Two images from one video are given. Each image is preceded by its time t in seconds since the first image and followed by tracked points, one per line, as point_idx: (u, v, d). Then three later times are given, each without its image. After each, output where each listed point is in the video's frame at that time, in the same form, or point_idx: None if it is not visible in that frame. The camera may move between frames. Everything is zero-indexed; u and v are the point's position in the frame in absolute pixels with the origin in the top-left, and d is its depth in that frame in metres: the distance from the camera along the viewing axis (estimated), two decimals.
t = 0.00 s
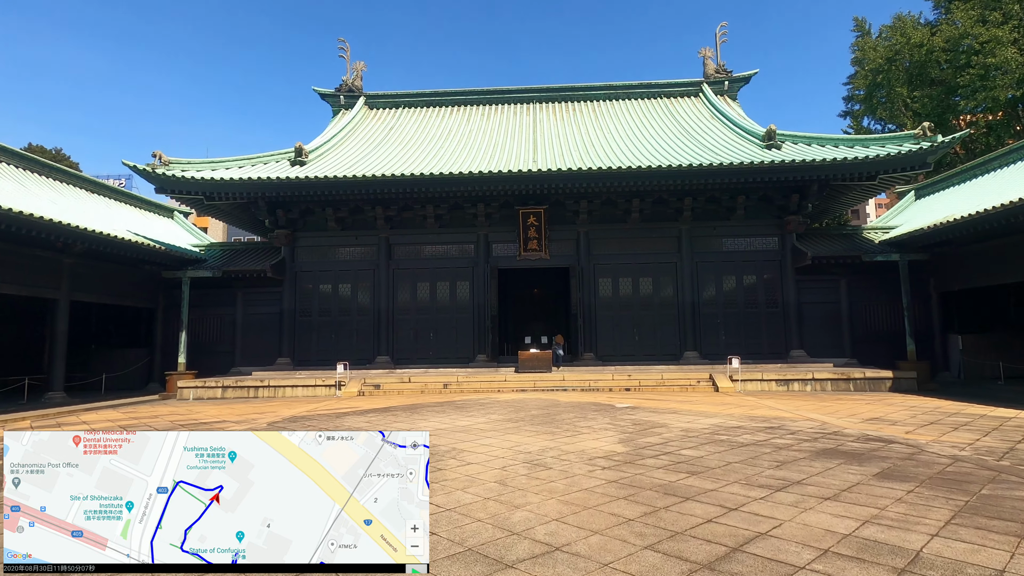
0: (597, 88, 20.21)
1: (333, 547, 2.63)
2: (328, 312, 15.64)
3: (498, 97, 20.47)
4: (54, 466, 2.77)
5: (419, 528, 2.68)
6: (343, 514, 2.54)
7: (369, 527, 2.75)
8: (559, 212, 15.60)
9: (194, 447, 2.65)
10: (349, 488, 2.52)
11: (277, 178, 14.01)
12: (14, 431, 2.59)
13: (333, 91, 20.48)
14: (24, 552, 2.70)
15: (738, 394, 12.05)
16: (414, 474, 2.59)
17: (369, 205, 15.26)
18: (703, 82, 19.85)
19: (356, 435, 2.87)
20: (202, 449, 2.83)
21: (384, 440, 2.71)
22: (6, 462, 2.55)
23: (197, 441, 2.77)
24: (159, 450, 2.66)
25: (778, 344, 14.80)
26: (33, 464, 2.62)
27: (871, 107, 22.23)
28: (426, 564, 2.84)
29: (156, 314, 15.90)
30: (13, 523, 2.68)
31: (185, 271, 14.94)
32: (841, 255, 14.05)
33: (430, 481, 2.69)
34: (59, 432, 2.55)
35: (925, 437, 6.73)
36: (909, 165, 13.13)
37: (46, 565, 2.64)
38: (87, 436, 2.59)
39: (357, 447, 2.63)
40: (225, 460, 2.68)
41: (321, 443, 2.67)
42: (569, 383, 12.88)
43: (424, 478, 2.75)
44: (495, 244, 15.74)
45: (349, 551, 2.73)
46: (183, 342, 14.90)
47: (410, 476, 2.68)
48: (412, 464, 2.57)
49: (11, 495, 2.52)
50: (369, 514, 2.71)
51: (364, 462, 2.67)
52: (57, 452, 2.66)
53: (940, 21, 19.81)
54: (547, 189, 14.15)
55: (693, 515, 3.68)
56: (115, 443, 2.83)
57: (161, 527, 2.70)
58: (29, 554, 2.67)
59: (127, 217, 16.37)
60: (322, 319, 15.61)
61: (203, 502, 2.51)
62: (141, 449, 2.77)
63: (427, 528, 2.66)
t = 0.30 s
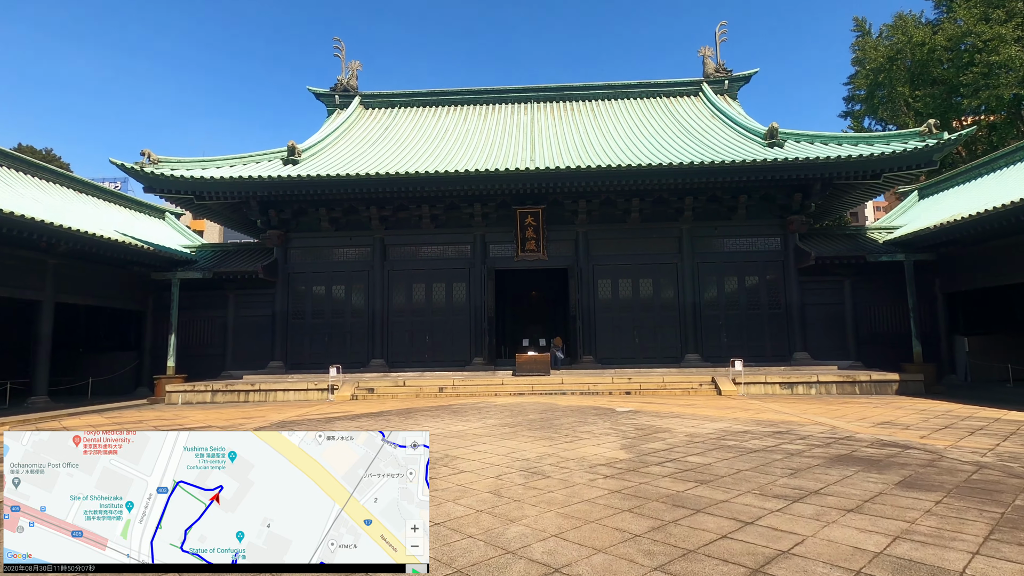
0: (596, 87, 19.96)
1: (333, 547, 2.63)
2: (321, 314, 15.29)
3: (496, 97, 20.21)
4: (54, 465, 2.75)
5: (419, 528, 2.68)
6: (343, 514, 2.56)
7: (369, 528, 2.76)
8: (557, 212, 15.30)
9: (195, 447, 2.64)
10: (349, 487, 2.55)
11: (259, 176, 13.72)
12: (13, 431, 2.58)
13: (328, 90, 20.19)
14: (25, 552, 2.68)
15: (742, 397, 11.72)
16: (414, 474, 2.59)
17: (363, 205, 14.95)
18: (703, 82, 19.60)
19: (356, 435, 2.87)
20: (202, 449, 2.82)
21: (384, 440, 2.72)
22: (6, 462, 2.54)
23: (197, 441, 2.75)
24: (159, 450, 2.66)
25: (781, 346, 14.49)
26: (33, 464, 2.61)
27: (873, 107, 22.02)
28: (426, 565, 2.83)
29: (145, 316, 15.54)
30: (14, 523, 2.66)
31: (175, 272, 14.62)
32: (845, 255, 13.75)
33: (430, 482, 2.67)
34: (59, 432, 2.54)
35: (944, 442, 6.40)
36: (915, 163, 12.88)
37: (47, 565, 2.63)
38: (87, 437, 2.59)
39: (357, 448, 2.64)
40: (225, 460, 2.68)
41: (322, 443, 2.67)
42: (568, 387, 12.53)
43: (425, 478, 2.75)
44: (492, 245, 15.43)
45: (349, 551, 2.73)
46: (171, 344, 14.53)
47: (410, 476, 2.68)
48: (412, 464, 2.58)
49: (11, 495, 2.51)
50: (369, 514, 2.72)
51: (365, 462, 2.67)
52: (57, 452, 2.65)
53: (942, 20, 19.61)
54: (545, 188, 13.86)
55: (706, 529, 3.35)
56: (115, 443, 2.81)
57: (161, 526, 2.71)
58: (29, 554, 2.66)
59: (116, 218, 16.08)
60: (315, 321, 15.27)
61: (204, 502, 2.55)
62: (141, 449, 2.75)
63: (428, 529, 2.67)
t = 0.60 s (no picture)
0: (595, 88, 19.70)
1: (333, 547, 2.61)
2: (315, 318, 14.97)
3: (493, 98, 19.95)
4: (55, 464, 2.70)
5: (419, 528, 2.65)
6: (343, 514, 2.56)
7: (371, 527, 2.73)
8: (556, 214, 15.00)
9: (197, 447, 2.59)
10: (349, 488, 2.56)
11: (246, 177, 13.42)
12: (12, 431, 2.53)
13: (323, 91, 19.89)
14: (25, 553, 2.58)
15: (746, 403, 11.41)
16: (414, 474, 2.56)
17: (358, 207, 14.64)
18: (703, 83, 19.35)
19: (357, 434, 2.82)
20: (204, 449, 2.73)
21: (385, 440, 2.69)
22: (6, 462, 2.50)
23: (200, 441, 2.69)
24: (160, 450, 2.60)
25: (785, 351, 14.19)
26: (33, 464, 2.58)
27: (875, 108, 21.81)
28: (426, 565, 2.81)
29: (134, 320, 15.17)
30: (13, 524, 2.58)
31: (166, 275, 14.29)
32: (851, 257, 13.47)
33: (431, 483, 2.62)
34: (59, 432, 2.50)
35: (965, 452, 6.09)
36: (922, 163, 12.64)
37: (46, 566, 2.53)
38: (88, 437, 2.55)
39: (358, 447, 2.62)
40: (227, 460, 2.62)
41: (321, 443, 2.64)
42: (568, 393, 12.20)
43: (426, 478, 2.71)
44: (490, 247, 15.12)
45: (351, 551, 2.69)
46: (161, 349, 14.17)
47: (411, 476, 2.64)
48: (412, 464, 2.55)
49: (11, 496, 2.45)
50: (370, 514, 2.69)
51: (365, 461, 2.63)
52: (57, 452, 2.61)
53: (945, 20, 19.39)
54: (545, 189, 13.58)
55: (725, 555, 3.02)
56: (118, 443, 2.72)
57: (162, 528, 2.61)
58: (29, 556, 2.56)
59: (107, 221, 15.78)
60: (309, 326, 14.94)
61: (203, 501, 2.54)
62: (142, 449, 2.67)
63: (428, 529, 2.64)
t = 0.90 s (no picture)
0: (594, 88, 19.42)
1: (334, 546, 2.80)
2: (309, 320, 14.63)
3: (492, 98, 19.67)
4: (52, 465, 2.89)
5: (418, 528, 2.83)
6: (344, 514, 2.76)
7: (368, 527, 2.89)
8: (556, 214, 14.69)
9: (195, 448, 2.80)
10: (351, 490, 2.77)
11: (238, 175, 13.09)
12: (13, 433, 2.72)
13: (320, 90, 19.60)
14: (24, 552, 2.78)
15: (752, 407, 11.08)
16: (413, 476, 2.77)
17: (353, 206, 14.33)
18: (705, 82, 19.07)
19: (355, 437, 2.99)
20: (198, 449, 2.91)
21: (384, 441, 2.88)
22: (6, 463, 2.69)
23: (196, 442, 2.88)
24: (155, 451, 2.80)
25: (790, 354, 13.87)
26: (32, 464, 2.77)
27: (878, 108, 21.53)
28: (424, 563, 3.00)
29: (125, 322, 14.83)
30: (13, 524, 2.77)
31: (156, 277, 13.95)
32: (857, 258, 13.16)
33: (428, 483, 2.81)
34: (60, 433, 2.69)
35: (990, 460, 5.76)
36: (929, 161, 12.36)
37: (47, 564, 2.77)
38: (87, 438, 2.74)
39: (356, 449, 2.81)
40: (225, 460, 2.81)
41: (321, 444, 2.82)
42: (568, 397, 11.86)
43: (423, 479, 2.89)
44: (488, 248, 14.80)
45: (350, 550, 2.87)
46: (151, 352, 13.84)
47: (409, 477, 2.83)
48: (412, 466, 2.76)
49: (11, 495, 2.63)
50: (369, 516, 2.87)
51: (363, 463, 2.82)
52: (56, 452, 2.80)
53: (949, 19, 19.14)
54: (544, 187, 13.27)
55: None
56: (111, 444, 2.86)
57: (162, 525, 2.84)
58: (29, 554, 2.76)
59: (97, 221, 15.50)
60: (303, 328, 14.60)
61: (206, 499, 2.78)
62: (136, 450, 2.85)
63: (427, 529, 2.80)
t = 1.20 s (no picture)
0: (592, 87, 19.14)
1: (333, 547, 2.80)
2: (301, 323, 14.31)
3: (489, 98, 19.40)
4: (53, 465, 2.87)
5: (418, 528, 2.83)
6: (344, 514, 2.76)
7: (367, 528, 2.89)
8: (554, 215, 14.41)
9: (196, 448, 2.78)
10: (350, 490, 2.78)
11: (228, 173, 12.76)
12: (13, 432, 2.71)
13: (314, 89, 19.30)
14: (25, 552, 2.75)
15: (754, 413, 10.77)
16: (413, 475, 2.78)
17: (347, 206, 14.03)
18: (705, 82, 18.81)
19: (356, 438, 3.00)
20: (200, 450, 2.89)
21: (384, 441, 2.87)
22: (6, 463, 2.66)
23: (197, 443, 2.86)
24: (156, 451, 2.77)
25: (793, 358, 13.58)
26: (32, 465, 2.75)
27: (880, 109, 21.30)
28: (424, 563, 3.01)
29: (113, 325, 14.50)
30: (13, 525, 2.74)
31: (144, 278, 13.60)
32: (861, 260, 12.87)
33: (428, 482, 2.81)
34: (59, 433, 2.67)
35: (1009, 470, 5.48)
36: (934, 161, 12.08)
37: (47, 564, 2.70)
38: (87, 438, 2.73)
39: (357, 449, 2.83)
40: (225, 460, 2.80)
41: (321, 444, 2.82)
42: (566, 402, 11.55)
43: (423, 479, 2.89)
44: (484, 249, 14.49)
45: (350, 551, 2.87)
46: (138, 355, 13.49)
47: (409, 477, 2.84)
48: (411, 465, 2.77)
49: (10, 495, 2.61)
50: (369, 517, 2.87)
51: (363, 463, 2.82)
52: (56, 453, 2.78)
53: (951, 19, 18.94)
54: (541, 187, 12.98)
55: None
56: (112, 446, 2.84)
57: (162, 525, 2.80)
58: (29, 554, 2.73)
59: (86, 221, 15.18)
60: (295, 330, 14.27)
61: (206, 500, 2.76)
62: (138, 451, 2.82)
63: (428, 528, 2.80)
